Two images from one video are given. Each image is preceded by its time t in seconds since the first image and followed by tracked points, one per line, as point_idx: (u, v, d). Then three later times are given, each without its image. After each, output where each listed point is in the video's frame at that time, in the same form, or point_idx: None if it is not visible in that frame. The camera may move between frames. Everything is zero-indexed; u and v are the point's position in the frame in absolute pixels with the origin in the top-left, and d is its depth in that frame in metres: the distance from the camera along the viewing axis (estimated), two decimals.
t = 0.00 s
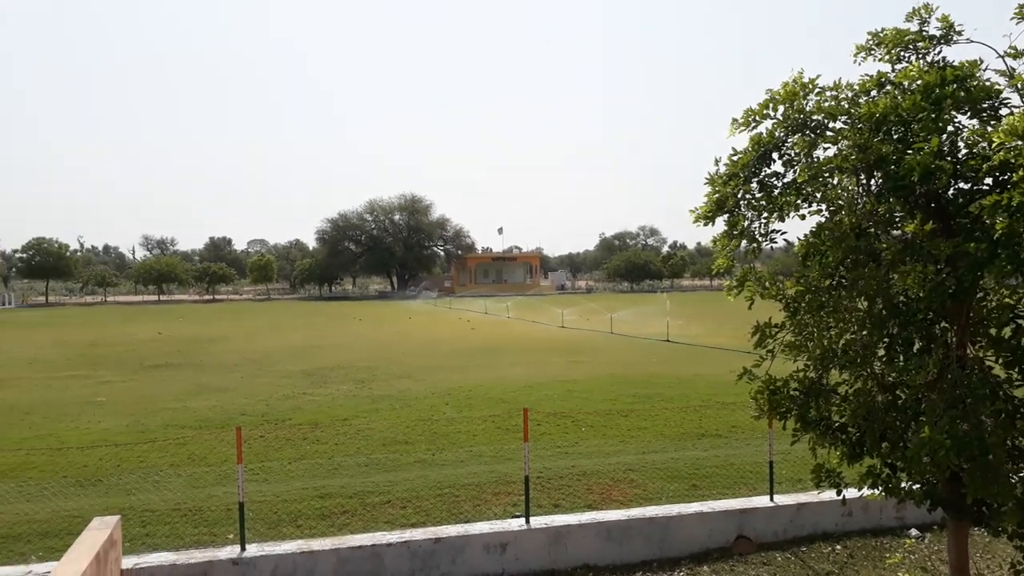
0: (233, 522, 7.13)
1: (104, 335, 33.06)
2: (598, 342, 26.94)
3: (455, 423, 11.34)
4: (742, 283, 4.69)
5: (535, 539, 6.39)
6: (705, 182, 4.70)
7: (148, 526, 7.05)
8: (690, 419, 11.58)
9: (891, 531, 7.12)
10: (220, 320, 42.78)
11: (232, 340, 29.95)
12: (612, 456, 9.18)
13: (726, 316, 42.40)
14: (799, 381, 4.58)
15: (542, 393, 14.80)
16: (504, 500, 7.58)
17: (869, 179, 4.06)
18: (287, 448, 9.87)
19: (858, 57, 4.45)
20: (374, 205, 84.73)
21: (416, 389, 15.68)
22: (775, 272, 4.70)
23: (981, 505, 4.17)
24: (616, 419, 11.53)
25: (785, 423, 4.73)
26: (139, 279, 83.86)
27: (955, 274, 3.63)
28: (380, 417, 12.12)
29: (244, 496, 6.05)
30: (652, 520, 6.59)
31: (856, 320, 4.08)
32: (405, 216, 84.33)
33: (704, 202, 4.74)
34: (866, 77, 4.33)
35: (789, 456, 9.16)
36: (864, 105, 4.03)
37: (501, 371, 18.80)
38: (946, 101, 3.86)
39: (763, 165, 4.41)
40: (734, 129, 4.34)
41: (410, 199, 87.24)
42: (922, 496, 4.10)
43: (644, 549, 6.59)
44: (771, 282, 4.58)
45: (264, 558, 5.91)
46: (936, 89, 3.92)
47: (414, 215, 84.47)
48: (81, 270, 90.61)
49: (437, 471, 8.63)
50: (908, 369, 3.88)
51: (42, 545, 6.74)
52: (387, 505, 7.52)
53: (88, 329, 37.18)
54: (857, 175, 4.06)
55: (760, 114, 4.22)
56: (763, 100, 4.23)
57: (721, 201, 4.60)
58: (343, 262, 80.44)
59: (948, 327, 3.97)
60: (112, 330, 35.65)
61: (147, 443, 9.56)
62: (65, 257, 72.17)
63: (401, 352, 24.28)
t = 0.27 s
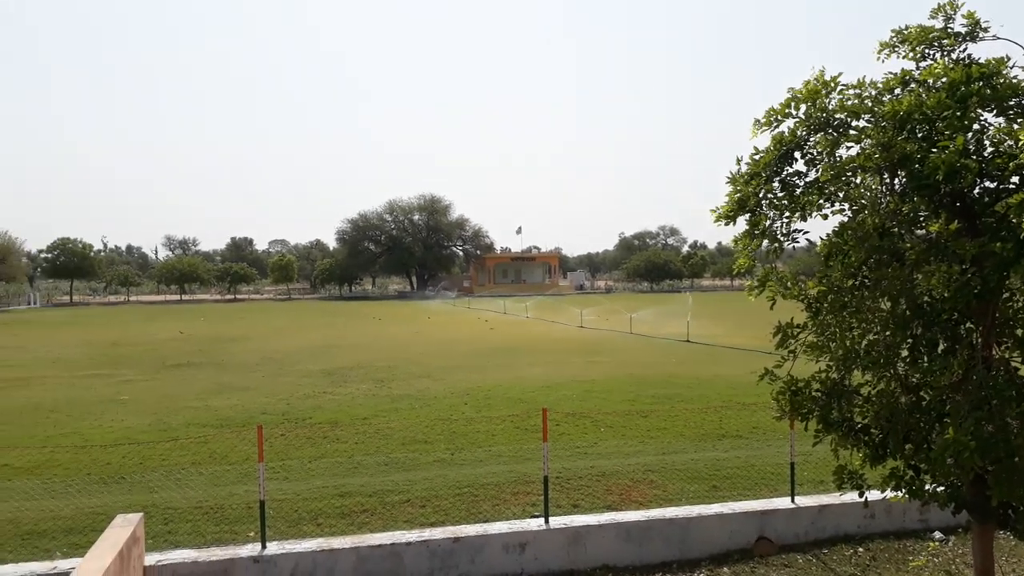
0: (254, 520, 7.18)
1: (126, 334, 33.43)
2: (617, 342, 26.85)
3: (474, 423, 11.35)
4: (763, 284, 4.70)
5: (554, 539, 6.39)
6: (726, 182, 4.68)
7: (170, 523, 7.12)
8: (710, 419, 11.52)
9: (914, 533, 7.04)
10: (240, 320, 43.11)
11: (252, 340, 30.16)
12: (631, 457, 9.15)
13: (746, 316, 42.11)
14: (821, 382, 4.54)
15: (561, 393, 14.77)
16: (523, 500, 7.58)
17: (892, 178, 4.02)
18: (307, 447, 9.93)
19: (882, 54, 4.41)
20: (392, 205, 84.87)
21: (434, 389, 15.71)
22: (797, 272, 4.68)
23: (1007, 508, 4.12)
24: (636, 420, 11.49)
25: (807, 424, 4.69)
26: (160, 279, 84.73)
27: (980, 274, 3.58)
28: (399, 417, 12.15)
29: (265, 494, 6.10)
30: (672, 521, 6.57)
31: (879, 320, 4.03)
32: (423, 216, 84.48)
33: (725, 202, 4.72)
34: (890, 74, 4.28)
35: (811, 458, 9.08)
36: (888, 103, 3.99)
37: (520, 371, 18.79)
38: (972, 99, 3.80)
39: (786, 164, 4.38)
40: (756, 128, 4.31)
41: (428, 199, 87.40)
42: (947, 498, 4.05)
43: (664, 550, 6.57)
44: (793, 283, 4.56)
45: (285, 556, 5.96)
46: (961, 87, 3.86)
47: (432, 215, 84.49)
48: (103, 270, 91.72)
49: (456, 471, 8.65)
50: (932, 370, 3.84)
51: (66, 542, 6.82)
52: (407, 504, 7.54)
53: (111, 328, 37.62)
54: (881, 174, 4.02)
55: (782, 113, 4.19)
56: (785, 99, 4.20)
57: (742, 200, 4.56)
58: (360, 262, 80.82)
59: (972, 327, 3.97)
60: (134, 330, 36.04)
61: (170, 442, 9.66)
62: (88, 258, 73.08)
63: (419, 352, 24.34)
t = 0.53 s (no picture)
0: (268, 520, 7.22)
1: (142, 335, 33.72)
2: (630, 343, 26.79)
3: (487, 424, 11.36)
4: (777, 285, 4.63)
5: (567, 541, 6.38)
6: (740, 183, 4.66)
7: (185, 523, 7.17)
8: (724, 422, 11.47)
9: (931, 537, 6.98)
10: (254, 321, 43.36)
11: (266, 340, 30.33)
12: (644, 459, 9.13)
13: (760, 317, 41.91)
14: (836, 384, 4.52)
15: (574, 394, 14.75)
16: (536, 501, 7.58)
17: (908, 178, 3.99)
18: (321, 448, 9.97)
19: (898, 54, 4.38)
20: (405, 206, 85.00)
21: (447, 390, 15.74)
22: (812, 273, 4.67)
23: None
24: (649, 422, 11.46)
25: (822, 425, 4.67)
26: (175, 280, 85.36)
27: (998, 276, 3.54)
28: (412, 418, 12.18)
29: (278, 495, 6.13)
30: (685, 523, 6.55)
31: (895, 322, 4.00)
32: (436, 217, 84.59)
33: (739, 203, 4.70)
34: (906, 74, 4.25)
35: (826, 460, 9.02)
36: (904, 103, 3.96)
37: (532, 372, 18.79)
38: (989, 98, 3.76)
39: (800, 165, 4.36)
40: (770, 128, 4.29)
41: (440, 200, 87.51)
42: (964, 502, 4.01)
43: (678, 553, 6.55)
44: (808, 284, 4.53)
45: (298, 556, 5.98)
46: (978, 86, 3.82)
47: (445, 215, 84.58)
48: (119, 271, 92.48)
49: (468, 472, 8.66)
50: (949, 372, 3.81)
51: (83, 541, 6.89)
52: (420, 505, 7.56)
53: (128, 329, 37.94)
54: (897, 175, 4.00)
55: (796, 113, 4.17)
56: (800, 99, 4.18)
57: (757, 201, 4.55)
58: (372, 263, 81.04)
59: (990, 329, 3.96)
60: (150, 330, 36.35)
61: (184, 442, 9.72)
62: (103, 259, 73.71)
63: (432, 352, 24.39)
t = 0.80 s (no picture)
0: (282, 519, 7.26)
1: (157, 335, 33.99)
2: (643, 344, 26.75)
3: (500, 425, 11.37)
4: (792, 284, 4.63)
5: (581, 542, 6.38)
6: (755, 183, 4.64)
7: (201, 522, 7.22)
8: (738, 423, 11.43)
9: (948, 539, 6.92)
10: (268, 321, 43.60)
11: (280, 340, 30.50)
12: (658, 460, 9.11)
13: (774, 318, 41.72)
14: (852, 385, 4.50)
15: (588, 395, 14.74)
16: (549, 502, 7.58)
17: (925, 178, 3.96)
18: (335, 448, 10.01)
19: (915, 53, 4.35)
20: (420, 207, 85.28)
21: (461, 390, 15.77)
22: (827, 274, 4.65)
23: None
24: (663, 423, 11.44)
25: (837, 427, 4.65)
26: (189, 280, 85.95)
27: (1017, 276, 3.50)
28: (426, 418, 12.21)
29: (293, 495, 6.16)
30: (700, 524, 6.52)
31: (912, 323, 3.98)
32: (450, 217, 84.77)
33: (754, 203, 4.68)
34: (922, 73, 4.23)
35: (841, 462, 8.98)
36: (921, 103, 3.93)
37: (545, 373, 18.80)
38: (1007, 97, 3.72)
39: (815, 165, 4.33)
40: (785, 128, 4.27)
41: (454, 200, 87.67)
42: (981, 505, 3.98)
43: (692, 554, 6.53)
44: (824, 285, 4.50)
45: (313, 556, 6.01)
46: (996, 85, 3.78)
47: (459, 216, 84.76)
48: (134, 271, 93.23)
49: (482, 473, 8.67)
50: (966, 373, 3.78)
51: (100, 539, 6.95)
52: (433, 505, 7.57)
53: (143, 329, 38.25)
54: (913, 175, 3.96)
55: (811, 112, 4.15)
56: (815, 98, 4.16)
57: (772, 201, 4.53)
58: (385, 263, 81.26)
59: (1009, 331, 3.89)
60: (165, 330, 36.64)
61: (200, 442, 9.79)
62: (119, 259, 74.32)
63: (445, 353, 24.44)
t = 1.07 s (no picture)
0: (301, 519, 7.31)
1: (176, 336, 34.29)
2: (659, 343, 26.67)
3: (517, 425, 11.38)
4: (811, 284, 4.62)
5: (599, 541, 6.38)
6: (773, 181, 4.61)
7: (221, 522, 7.28)
8: (756, 422, 11.36)
9: (970, 540, 6.84)
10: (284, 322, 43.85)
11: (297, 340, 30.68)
12: (676, 460, 9.08)
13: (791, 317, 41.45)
14: (872, 384, 4.47)
15: (604, 395, 14.71)
16: (567, 502, 7.58)
17: (945, 175, 3.91)
18: (353, 447, 10.06)
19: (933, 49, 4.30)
20: (436, 207, 85.56)
21: (477, 390, 15.79)
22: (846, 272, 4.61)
23: None
24: (681, 422, 11.40)
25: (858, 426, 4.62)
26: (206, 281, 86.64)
27: None
28: (442, 418, 12.24)
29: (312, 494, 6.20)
30: (718, 524, 6.50)
31: (933, 321, 3.94)
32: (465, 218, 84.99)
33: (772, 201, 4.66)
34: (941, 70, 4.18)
35: (861, 461, 8.91)
36: (940, 99, 3.89)
37: (561, 373, 18.78)
38: None
39: (833, 163, 4.30)
40: (803, 126, 4.24)
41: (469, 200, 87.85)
42: (1004, 504, 3.94)
43: (711, 554, 6.51)
44: (843, 283, 4.46)
45: (332, 555, 6.05)
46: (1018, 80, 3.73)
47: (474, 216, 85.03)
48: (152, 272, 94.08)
49: (499, 472, 8.68)
50: (989, 372, 3.74)
51: (121, 538, 7.03)
52: (451, 505, 7.59)
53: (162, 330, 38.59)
54: (933, 172, 3.92)
55: (829, 110, 4.12)
56: (833, 96, 4.12)
57: (789, 199, 4.51)
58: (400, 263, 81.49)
59: None
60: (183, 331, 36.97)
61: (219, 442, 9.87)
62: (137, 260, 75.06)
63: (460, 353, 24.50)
